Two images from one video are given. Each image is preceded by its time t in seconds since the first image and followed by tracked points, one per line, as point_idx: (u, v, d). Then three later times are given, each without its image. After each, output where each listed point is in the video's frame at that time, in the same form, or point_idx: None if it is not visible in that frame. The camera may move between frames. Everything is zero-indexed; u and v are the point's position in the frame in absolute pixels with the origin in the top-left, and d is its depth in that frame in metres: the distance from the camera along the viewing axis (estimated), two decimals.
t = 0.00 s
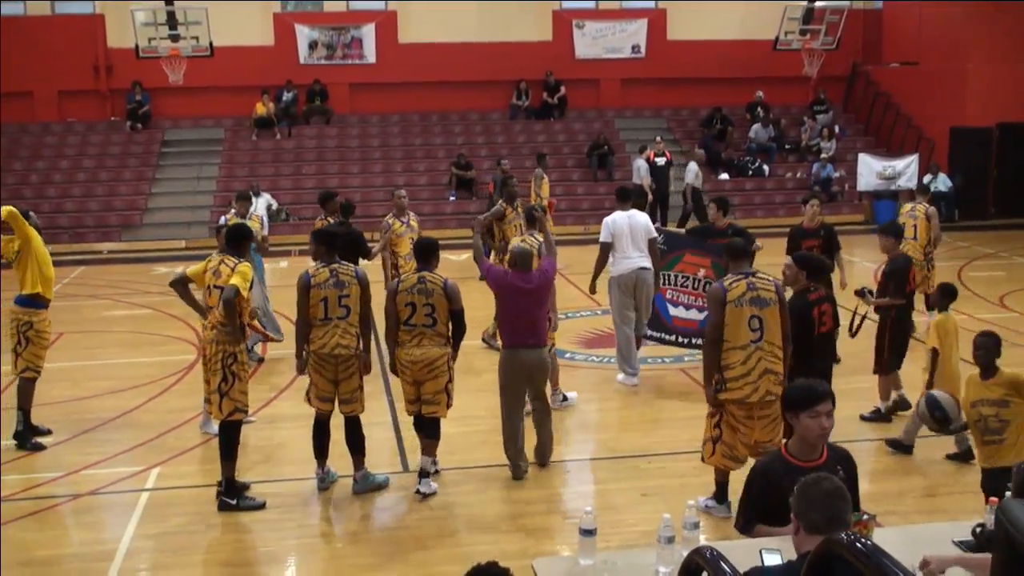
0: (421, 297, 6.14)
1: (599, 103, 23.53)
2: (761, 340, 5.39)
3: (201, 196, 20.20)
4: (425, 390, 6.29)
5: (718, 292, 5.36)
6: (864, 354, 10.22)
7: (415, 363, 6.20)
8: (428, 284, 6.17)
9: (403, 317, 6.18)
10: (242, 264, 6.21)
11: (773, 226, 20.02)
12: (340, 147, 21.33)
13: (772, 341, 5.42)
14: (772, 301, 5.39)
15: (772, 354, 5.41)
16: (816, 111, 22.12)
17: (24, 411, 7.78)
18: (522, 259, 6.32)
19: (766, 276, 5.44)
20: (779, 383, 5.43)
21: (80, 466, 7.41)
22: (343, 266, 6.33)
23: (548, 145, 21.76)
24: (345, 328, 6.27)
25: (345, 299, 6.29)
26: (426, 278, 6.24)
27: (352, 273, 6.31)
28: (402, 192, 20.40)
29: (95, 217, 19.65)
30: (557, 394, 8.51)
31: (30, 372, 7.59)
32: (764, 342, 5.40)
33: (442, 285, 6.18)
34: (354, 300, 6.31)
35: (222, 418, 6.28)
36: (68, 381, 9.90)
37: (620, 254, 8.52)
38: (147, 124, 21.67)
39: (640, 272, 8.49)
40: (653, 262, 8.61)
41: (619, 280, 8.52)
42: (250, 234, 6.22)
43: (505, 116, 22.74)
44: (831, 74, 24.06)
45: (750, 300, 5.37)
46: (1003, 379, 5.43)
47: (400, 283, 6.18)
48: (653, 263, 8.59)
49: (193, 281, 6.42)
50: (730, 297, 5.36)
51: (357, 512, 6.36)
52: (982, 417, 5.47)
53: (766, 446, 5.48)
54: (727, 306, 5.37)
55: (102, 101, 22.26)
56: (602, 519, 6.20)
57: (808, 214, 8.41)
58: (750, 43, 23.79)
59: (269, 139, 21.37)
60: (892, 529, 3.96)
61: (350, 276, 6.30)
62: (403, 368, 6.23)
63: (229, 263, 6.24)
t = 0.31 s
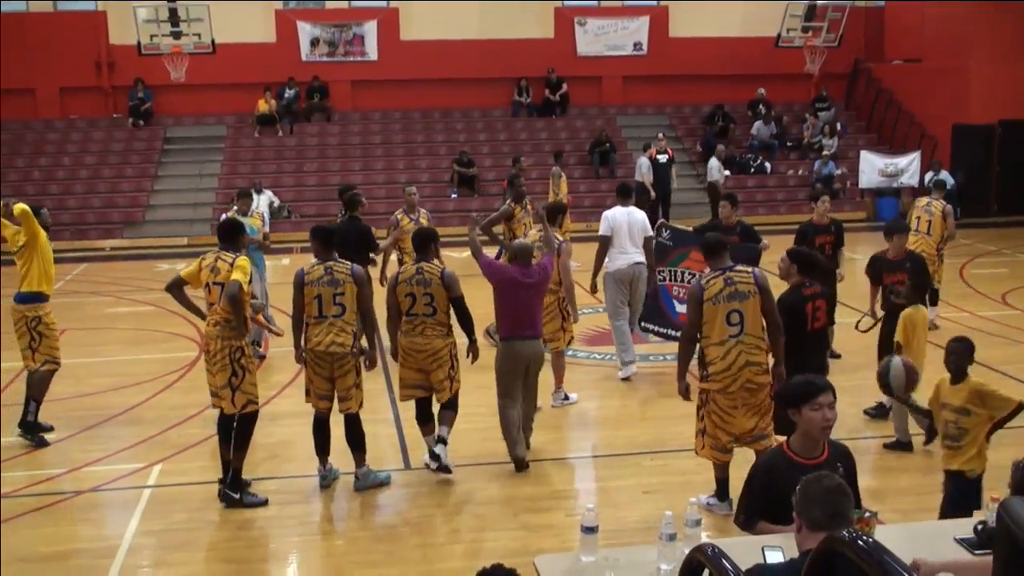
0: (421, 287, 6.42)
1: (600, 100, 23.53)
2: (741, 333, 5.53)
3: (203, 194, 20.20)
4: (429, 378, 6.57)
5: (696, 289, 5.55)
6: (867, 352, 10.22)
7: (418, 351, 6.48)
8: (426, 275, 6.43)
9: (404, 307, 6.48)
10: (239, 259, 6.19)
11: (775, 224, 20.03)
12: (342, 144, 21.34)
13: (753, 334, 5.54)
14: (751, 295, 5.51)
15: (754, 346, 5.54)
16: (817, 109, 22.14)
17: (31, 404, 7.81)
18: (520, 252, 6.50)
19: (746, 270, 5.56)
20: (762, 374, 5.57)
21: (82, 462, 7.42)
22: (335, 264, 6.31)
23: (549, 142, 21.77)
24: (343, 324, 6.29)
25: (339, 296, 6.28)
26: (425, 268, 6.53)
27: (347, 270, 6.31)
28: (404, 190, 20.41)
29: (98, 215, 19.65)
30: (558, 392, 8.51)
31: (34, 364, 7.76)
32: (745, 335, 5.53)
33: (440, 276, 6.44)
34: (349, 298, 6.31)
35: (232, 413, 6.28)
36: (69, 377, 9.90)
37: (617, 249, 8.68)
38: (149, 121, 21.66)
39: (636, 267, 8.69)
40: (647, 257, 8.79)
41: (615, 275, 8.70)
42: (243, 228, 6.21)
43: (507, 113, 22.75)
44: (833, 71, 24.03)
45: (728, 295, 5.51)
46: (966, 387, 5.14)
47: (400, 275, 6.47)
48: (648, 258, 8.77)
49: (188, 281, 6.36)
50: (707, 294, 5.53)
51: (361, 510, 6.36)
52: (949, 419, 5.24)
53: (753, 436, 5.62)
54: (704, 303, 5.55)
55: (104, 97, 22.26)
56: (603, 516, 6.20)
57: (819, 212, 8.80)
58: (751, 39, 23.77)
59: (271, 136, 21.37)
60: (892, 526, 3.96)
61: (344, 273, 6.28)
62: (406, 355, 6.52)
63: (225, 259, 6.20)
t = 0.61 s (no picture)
0: (422, 280, 6.52)
1: (600, 97, 23.53)
2: (735, 327, 5.56)
3: (202, 192, 20.20)
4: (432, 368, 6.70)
5: (689, 284, 5.58)
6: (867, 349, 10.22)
7: (422, 343, 6.60)
8: (428, 269, 6.53)
9: (406, 300, 6.60)
10: (238, 257, 6.26)
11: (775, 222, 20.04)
12: (342, 142, 21.33)
13: (747, 328, 5.58)
14: (744, 290, 5.53)
15: (748, 340, 5.58)
16: (817, 106, 22.14)
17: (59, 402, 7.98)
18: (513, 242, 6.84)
19: (738, 264, 5.57)
20: (756, 368, 5.60)
21: (83, 461, 7.42)
22: (328, 263, 6.30)
23: (548, 140, 21.76)
24: (335, 323, 6.28)
25: (331, 295, 6.28)
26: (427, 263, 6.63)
27: (341, 269, 6.29)
28: (403, 188, 20.42)
29: (98, 213, 19.65)
30: (558, 390, 8.51)
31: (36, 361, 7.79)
32: (739, 329, 5.57)
33: (441, 269, 6.55)
34: (342, 297, 6.31)
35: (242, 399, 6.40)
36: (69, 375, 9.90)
37: (614, 244, 8.92)
38: (148, 119, 21.66)
39: (631, 260, 8.97)
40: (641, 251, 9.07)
41: (611, 268, 8.96)
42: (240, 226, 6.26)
43: (506, 111, 22.76)
44: (833, 68, 24.03)
45: (722, 290, 5.53)
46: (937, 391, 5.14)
47: (402, 266, 6.59)
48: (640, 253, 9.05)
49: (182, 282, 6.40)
50: (701, 289, 5.55)
51: (361, 508, 6.36)
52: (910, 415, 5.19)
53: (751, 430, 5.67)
54: (699, 298, 5.57)
55: (104, 96, 22.27)
56: (604, 513, 6.20)
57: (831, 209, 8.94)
58: (751, 37, 23.78)
59: (270, 134, 21.36)
60: (893, 523, 3.97)
61: (337, 271, 6.27)
62: (409, 348, 6.63)
63: (226, 256, 6.27)
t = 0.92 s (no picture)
0: (430, 271, 6.63)
1: (599, 95, 23.53)
2: (736, 320, 5.63)
3: (201, 189, 20.18)
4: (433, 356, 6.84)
5: (698, 271, 5.60)
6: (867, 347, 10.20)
7: (424, 335, 6.74)
8: (436, 260, 6.64)
9: (411, 290, 6.70)
10: (247, 254, 6.34)
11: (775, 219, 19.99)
12: (341, 139, 21.32)
13: (747, 322, 5.65)
14: (748, 285, 5.61)
15: (746, 333, 5.65)
16: (817, 103, 22.14)
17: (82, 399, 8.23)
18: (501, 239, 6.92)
19: (745, 259, 5.63)
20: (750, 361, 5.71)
21: (83, 458, 7.42)
22: (327, 261, 6.30)
23: (548, 137, 21.74)
24: (328, 323, 6.28)
25: (327, 293, 6.29)
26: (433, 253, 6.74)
27: (336, 267, 6.27)
28: (402, 185, 20.40)
29: (97, 211, 19.63)
30: (559, 386, 8.52)
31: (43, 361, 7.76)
32: (739, 323, 5.64)
33: (448, 261, 6.66)
34: (336, 295, 6.31)
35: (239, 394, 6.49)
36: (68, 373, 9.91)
37: (604, 240, 8.92)
38: (147, 116, 21.65)
39: (621, 256, 8.93)
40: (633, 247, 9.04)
41: (600, 265, 8.92)
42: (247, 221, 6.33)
43: (506, 109, 22.75)
44: (832, 65, 24.04)
45: (727, 282, 5.58)
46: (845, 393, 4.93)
47: (407, 255, 6.66)
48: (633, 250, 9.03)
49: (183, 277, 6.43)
50: (709, 279, 5.59)
51: (360, 505, 6.36)
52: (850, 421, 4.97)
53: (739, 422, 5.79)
54: (705, 287, 5.61)
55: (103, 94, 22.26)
56: (603, 511, 6.20)
57: (838, 206, 8.89)
58: (750, 34, 23.78)
59: (270, 131, 21.35)
60: (890, 520, 3.97)
61: (333, 270, 6.27)
62: (412, 339, 6.75)
63: (236, 252, 6.33)
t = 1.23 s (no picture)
0: (429, 266, 6.76)
1: (599, 93, 23.53)
2: (737, 315, 5.84)
3: (201, 187, 20.17)
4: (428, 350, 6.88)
5: (708, 264, 5.70)
6: (866, 345, 10.20)
7: (418, 327, 6.82)
8: (434, 255, 6.78)
9: (408, 285, 6.79)
10: (259, 252, 6.39)
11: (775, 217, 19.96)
12: (340, 138, 21.31)
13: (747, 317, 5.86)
14: (751, 283, 5.83)
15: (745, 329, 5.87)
16: (816, 102, 22.17)
17: (83, 396, 8.24)
18: (493, 232, 7.17)
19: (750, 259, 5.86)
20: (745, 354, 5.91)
21: (82, 456, 7.42)
22: (321, 259, 6.28)
23: (547, 135, 21.73)
24: (324, 321, 6.28)
25: (320, 291, 6.27)
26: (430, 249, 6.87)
27: (330, 266, 6.26)
28: (401, 183, 20.39)
29: (96, 209, 19.63)
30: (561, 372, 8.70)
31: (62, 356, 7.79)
32: (739, 318, 5.84)
33: (447, 256, 6.81)
34: (331, 293, 6.29)
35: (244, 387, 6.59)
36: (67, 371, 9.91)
37: (594, 234, 9.03)
38: (146, 114, 21.64)
39: (609, 250, 9.02)
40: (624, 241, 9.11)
41: (590, 259, 9.05)
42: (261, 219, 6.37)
43: (505, 107, 22.75)
44: (832, 64, 24.04)
45: (733, 279, 5.77)
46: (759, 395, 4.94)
47: (406, 252, 6.78)
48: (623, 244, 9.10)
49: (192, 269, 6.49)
50: (718, 273, 5.74)
51: (358, 503, 6.36)
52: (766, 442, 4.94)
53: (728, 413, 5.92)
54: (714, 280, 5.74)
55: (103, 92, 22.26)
56: (601, 510, 6.19)
57: (846, 206, 8.90)
58: (751, 32, 23.79)
59: (269, 129, 21.34)
60: (889, 519, 3.96)
61: (327, 269, 6.25)
62: (407, 331, 6.84)
63: (247, 248, 6.39)
